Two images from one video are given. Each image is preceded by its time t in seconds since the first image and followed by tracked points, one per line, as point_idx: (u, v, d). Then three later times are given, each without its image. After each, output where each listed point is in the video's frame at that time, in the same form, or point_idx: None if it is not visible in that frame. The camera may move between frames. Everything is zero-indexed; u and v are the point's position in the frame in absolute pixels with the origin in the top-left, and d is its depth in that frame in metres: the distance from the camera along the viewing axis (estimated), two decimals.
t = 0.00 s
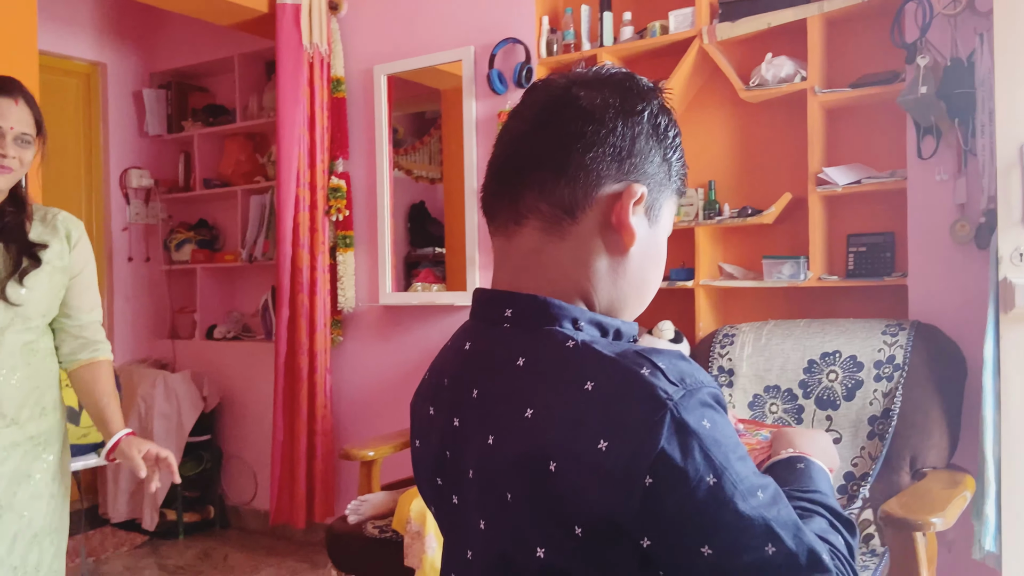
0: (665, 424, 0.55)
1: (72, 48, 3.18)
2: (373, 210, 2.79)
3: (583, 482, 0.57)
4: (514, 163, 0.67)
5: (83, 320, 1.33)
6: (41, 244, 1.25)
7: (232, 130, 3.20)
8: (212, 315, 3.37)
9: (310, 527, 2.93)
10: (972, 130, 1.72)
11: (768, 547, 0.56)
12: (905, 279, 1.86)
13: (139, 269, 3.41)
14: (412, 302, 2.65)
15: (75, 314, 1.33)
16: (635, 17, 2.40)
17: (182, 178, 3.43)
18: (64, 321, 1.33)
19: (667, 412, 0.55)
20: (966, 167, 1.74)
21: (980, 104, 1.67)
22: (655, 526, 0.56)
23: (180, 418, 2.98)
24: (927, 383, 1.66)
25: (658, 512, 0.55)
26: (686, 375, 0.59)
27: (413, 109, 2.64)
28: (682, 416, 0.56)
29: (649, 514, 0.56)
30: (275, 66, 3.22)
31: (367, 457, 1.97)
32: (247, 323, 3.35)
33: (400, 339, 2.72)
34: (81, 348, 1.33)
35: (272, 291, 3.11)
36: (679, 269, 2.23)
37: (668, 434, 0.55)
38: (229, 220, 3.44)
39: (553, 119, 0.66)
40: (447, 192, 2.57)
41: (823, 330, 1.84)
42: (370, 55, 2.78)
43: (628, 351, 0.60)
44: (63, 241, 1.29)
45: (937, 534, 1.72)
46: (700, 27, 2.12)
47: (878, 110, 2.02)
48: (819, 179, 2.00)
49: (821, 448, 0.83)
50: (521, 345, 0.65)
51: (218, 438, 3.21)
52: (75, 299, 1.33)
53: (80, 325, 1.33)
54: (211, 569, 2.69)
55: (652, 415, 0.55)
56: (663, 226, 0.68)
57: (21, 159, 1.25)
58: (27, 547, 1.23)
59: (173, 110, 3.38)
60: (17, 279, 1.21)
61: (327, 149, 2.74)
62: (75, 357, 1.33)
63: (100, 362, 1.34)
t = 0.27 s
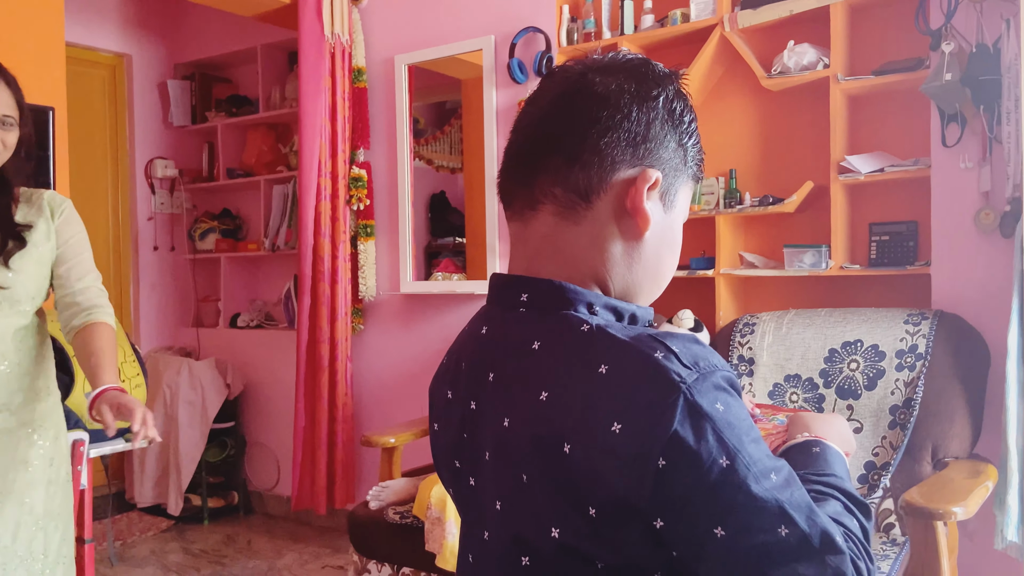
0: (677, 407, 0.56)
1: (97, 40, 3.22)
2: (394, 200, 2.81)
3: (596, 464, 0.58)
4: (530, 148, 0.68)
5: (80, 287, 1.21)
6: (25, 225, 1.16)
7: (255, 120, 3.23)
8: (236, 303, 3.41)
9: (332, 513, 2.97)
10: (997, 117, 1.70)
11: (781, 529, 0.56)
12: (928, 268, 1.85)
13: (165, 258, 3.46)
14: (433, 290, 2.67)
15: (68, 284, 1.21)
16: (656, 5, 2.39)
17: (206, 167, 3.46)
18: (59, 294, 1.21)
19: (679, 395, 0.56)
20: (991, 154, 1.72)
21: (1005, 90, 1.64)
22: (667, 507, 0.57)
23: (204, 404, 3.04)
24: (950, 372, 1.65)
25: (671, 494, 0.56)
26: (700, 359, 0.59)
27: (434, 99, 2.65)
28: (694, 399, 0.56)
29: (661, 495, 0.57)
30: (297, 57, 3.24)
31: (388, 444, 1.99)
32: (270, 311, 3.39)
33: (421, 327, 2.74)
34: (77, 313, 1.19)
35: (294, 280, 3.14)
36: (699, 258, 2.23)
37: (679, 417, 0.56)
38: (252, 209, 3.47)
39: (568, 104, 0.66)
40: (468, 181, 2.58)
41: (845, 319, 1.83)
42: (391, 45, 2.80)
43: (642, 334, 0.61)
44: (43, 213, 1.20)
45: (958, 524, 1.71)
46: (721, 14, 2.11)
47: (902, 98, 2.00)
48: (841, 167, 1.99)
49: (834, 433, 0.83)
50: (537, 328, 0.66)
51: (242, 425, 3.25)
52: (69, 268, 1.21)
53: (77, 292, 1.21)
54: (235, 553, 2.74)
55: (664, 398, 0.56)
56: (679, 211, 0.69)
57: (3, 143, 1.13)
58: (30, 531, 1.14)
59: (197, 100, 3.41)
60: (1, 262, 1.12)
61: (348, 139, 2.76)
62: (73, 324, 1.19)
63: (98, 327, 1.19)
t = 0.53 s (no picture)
0: (683, 393, 0.56)
1: (110, 33, 3.23)
2: (405, 192, 2.81)
3: (602, 450, 0.58)
4: (537, 136, 0.68)
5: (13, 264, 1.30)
6: None
7: (266, 113, 3.24)
8: (246, 296, 3.42)
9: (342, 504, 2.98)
10: (1011, 109, 1.69)
11: (788, 517, 0.56)
12: (942, 261, 1.83)
13: (176, 251, 3.48)
14: (443, 284, 2.67)
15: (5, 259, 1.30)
16: None
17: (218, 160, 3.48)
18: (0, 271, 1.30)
19: (686, 381, 0.56)
20: (1005, 146, 1.71)
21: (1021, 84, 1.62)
22: (674, 495, 0.57)
23: (215, 396, 3.06)
24: (962, 366, 1.64)
25: (678, 481, 0.56)
26: (707, 346, 0.59)
27: (444, 92, 2.65)
28: (701, 386, 0.56)
29: (668, 483, 0.56)
30: (308, 50, 3.25)
31: (398, 436, 2.00)
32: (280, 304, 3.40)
33: (431, 320, 2.75)
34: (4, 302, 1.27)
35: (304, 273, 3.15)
36: (710, 251, 2.22)
37: (685, 403, 0.56)
38: (262, 203, 3.48)
39: (576, 92, 0.66)
40: (478, 173, 2.57)
41: (857, 313, 1.82)
42: (402, 38, 2.79)
43: (650, 322, 0.61)
44: None
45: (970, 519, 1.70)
46: (733, 6, 2.10)
47: (916, 90, 1.98)
48: (854, 160, 1.97)
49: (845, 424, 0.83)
50: (543, 316, 0.66)
51: (252, 417, 3.26)
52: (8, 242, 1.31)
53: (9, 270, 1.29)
54: (245, 544, 2.75)
55: (671, 385, 0.56)
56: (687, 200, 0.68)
57: None
58: None
59: (208, 93, 3.42)
60: None
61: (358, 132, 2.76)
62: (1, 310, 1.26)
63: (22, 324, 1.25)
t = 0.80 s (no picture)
0: (688, 389, 0.56)
1: (116, 29, 3.24)
2: (410, 189, 2.81)
3: (606, 445, 0.58)
4: (541, 132, 0.68)
5: None
6: None
7: (272, 110, 3.24)
8: (252, 292, 3.43)
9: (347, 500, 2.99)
10: (1019, 107, 1.68)
11: (792, 514, 0.56)
12: (948, 259, 1.83)
13: (182, 247, 3.49)
14: (447, 280, 2.67)
15: None
16: None
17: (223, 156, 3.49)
18: None
19: (690, 377, 0.56)
20: (1012, 143, 1.70)
21: None
22: (677, 490, 0.57)
23: (220, 392, 3.06)
24: (967, 364, 1.64)
25: (681, 476, 0.56)
26: (711, 342, 0.59)
27: (449, 88, 2.65)
28: (706, 382, 0.56)
29: (671, 478, 0.56)
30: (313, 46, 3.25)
31: (403, 433, 2.00)
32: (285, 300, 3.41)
33: (436, 316, 2.75)
34: None
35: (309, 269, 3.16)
36: (715, 248, 2.22)
37: (689, 398, 0.56)
38: (268, 199, 3.49)
39: (581, 88, 0.66)
40: (484, 171, 2.58)
41: (861, 311, 1.82)
42: (407, 34, 2.79)
43: (655, 318, 0.61)
44: None
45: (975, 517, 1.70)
46: (739, 3, 2.09)
47: (923, 87, 1.98)
48: (860, 157, 1.97)
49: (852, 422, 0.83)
50: (547, 311, 0.66)
51: (257, 413, 3.27)
52: None
53: None
54: (250, 540, 2.76)
55: (675, 381, 0.56)
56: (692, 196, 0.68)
57: None
58: None
59: (214, 90, 3.43)
60: None
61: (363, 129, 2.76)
62: None
63: None
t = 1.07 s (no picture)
0: (690, 391, 0.56)
1: (116, 28, 3.25)
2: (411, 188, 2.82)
3: (607, 446, 0.59)
4: (543, 134, 0.68)
5: None
6: None
7: (273, 109, 3.24)
8: (252, 291, 3.43)
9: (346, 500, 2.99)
10: (1019, 109, 1.68)
11: (793, 516, 0.57)
12: (947, 261, 1.83)
13: (182, 246, 3.49)
14: (447, 280, 2.67)
15: None
16: None
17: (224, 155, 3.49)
18: None
19: (691, 379, 0.56)
20: (1012, 145, 1.70)
21: None
22: (678, 492, 0.57)
23: (220, 390, 3.07)
24: (966, 365, 1.64)
25: (682, 478, 0.56)
26: (713, 345, 0.59)
27: (450, 88, 2.65)
28: (707, 384, 0.56)
29: (672, 480, 0.57)
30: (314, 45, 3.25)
31: (402, 432, 2.00)
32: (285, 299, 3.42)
33: (436, 316, 2.75)
34: None
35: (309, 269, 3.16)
36: (715, 249, 2.22)
37: (690, 400, 0.56)
38: (268, 198, 3.49)
39: (583, 91, 0.66)
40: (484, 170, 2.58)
41: (860, 313, 1.82)
42: (408, 34, 2.80)
43: (656, 320, 0.61)
44: None
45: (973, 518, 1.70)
46: (740, 4, 2.10)
47: (923, 89, 1.98)
48: (860, 159, 1.97)
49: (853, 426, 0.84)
50: (548, 313, 0.66)
51: (257, 412, 3.27)
52: None
53: None
54: (249, 539, 2.76)
55: (677, 383, 0.56)
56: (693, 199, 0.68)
57: None
58: None
59: (215, 89, 3.43)
60: None
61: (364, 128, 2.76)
62: None
63: None
